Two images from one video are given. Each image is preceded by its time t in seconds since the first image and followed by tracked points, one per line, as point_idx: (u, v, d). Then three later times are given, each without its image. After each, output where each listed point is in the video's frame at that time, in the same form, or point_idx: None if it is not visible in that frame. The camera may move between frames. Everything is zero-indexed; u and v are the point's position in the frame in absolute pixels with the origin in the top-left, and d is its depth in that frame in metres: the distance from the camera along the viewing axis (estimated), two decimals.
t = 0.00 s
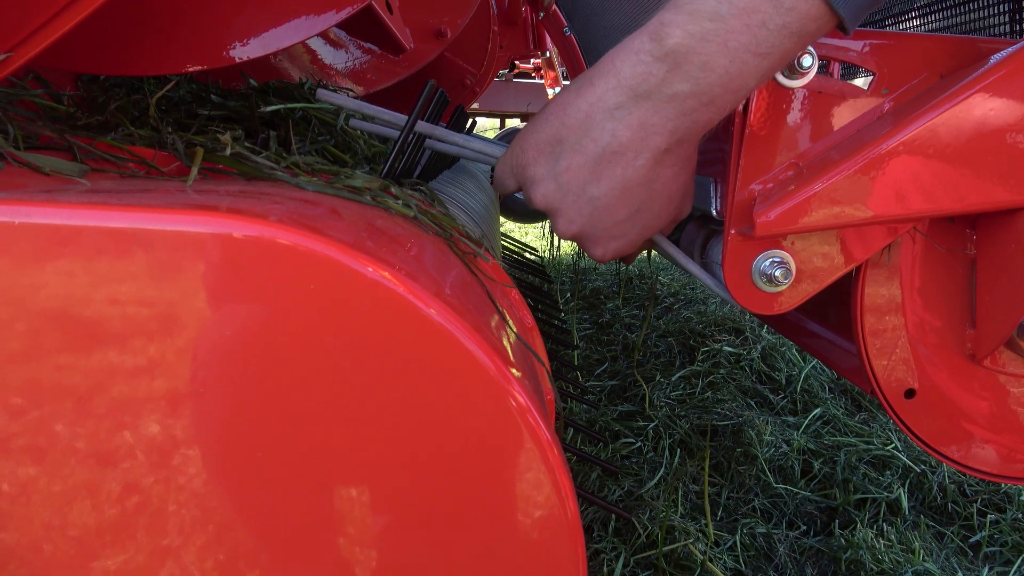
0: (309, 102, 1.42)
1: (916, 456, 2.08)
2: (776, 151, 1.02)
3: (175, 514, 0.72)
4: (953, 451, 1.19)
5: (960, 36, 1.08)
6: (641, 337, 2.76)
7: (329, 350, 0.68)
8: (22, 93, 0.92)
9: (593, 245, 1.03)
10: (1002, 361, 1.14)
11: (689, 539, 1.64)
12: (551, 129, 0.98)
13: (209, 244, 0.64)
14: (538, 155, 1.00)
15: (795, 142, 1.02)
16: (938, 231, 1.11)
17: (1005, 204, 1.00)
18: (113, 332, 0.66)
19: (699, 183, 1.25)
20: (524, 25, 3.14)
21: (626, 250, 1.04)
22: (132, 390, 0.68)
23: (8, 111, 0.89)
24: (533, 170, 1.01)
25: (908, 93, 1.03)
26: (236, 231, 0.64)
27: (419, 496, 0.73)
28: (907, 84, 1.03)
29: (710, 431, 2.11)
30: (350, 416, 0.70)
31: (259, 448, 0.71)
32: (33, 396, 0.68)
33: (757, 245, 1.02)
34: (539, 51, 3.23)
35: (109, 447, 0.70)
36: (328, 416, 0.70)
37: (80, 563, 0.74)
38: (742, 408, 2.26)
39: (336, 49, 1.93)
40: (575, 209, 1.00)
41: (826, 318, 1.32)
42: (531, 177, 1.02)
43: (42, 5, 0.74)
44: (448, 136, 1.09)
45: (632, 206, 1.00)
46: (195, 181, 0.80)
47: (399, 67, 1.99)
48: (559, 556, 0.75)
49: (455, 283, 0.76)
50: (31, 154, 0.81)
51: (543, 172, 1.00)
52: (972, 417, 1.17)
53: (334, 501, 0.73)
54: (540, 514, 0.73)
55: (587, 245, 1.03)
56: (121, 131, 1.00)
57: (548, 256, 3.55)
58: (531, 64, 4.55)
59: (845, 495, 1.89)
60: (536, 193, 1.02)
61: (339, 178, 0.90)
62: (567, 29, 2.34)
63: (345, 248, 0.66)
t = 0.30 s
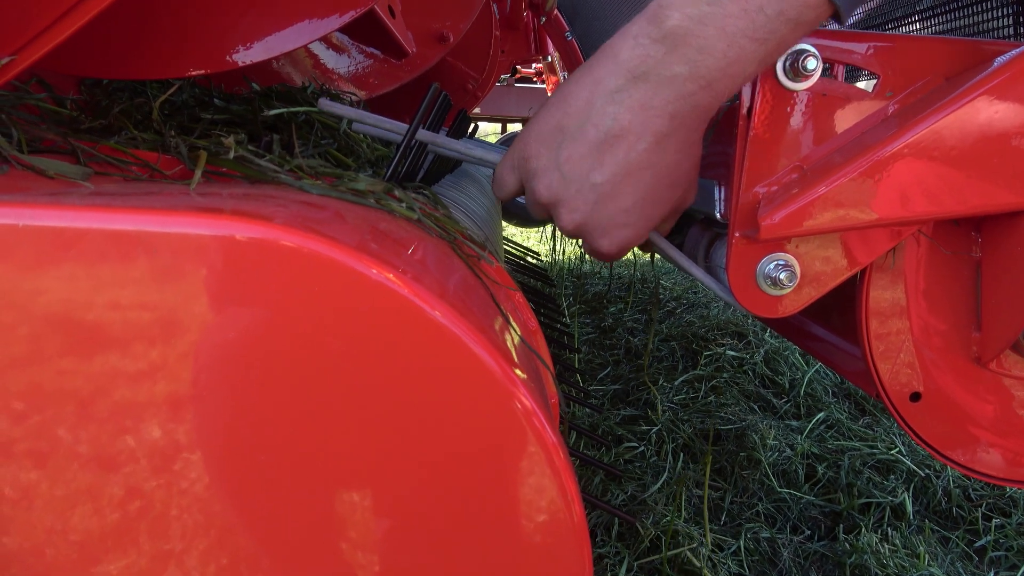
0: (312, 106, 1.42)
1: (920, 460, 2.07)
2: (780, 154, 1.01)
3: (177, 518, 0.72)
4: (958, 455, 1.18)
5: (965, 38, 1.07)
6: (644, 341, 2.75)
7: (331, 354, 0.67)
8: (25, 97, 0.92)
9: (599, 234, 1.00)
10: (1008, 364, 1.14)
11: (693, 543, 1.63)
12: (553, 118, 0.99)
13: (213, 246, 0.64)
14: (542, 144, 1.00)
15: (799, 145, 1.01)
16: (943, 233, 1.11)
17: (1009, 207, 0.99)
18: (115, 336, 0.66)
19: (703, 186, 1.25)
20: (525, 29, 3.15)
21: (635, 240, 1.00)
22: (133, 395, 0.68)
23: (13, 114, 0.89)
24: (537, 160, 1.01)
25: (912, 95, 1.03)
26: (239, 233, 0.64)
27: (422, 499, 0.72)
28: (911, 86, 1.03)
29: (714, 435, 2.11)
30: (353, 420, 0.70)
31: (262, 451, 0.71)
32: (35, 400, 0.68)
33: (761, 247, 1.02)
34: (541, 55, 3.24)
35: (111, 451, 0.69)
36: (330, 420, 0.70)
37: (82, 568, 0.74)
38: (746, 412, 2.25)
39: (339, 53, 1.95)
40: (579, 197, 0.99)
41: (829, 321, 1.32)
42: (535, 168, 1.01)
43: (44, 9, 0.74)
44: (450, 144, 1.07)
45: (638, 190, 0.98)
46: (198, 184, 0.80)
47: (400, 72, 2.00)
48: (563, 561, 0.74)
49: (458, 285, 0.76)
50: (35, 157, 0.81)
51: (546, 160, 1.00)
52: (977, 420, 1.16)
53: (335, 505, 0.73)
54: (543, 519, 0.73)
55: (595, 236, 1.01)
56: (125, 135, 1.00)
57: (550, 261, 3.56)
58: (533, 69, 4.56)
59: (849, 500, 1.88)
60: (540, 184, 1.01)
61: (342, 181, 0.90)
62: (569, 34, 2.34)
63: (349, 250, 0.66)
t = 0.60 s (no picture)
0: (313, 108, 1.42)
1: (921, 464, 2.07)
2: (781, 156, 1.01)
3: (177, 521, 0.72)
4: (959, 458, 1.18)
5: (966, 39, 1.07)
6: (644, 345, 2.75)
7: (332, 356, 0.67)
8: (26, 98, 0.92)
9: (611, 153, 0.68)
10: (1010, 366, 1.14)
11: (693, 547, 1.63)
12: (565, 3, 0.71)
13: (214, 246, 0.64)
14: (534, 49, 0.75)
15: (800, 147, 1.02)
16: (944, 235, 1.10)
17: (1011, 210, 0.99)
18: (116, 339, 0.66)
19: (704, 188, 1.25)
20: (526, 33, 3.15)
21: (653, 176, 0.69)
22: (134, 397, 0.68)
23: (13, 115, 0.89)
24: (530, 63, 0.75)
25: (914, 97, 1.03)
26: (241, 233, 0.64)
27: (423, 502, 0.72)
28: (913, 88, 1.03)
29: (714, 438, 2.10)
30: (354, 422, 0.70)
31: (262, 454, 0.70)
32: (35, 403, 0.67)
33: (764, 249, 1.02)
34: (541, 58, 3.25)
35: (111, 454, 0.69)
36: (331, 422, 0.70)
37: (82, 570, 0.73)
38: (746, 416, 2.25)
39: (340, 57, 1.95)
40: (590, 90, 0.66)
41: (831, 323, 1.32)
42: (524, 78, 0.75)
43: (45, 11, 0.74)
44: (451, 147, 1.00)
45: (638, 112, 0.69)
46: (199, 185, 0.80)
47: (402, 76, 1.99)
48: (564, 564, 0.74)
49: (460, 286, 0.76)
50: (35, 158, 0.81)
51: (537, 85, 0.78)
52: (979, 422, 1.16)
53: (335, 508, 0.73)
54: (544, 521, 0.73)
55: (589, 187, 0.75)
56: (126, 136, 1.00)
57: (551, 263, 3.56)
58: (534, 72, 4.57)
59: (850, 503, 1.88)
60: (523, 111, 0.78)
61: (343, 182, 0.90)
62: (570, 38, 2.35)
63: (351, 250, 0.66)
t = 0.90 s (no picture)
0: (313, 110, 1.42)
1: (921, 468, 2.07)
2: (783, 159, 1.01)
3: (176, 524, 0.71)
4: (961, 462, 1.18)
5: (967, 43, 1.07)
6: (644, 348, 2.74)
7: (332, 357, 0.67)
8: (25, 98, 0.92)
9: None
10: (1012, 371, 1.13)
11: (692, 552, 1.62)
12: None
13: (214, 247, 0.63)
14: None
15: (802, 150, 1.01)
16: (947, 239, 1.10)
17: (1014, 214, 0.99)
18: (115, 341, 0.65)
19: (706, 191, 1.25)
20: (526, 37, 3.16)
21: None
22: (133, 399, 0.67)
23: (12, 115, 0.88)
24: None
25: (917, 100, 1.02)
26: (240, 234, 0.63)
27: (423, 506, 0.72)
28: (916, 91, 1.02)
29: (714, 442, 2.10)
30: (354, 425, 0.69)
31: (261, 457, 0.70)
32: (34, 405, 0.67)
33: (765, 252, 1.02)
34: (541, 62, 3.25)
35: (109, 456, 0.69)
36: (330, 426, 0.69)
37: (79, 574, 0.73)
38: (746, 419, 2.24)
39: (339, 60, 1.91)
40: None
41: (832, 327, 1.32)
42: None
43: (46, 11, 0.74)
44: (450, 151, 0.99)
45: None
46: (199, 186, 0.80)
47: (401, 79, 2.01)
48: (564, 569, 0.73)
49: (460, 288, 0.75)
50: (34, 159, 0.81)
51: None
52: (981, 427, 1.16)
53: (335, 512, 0.72)
54: (545, 525, 0.72)
55: (666, 2, 0.59)
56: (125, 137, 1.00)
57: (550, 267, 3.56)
58: (533, 76, 4.58)
59: (851, 507, 1.87)
60: None
61: (344, 184, 0.90)
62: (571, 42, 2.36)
63: (351, 251, 0.65)
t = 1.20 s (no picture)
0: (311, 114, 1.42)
1: (923, 471, 2.06)
2: (783, 162, 1.01)
3: (174, 531, 0.71)
4: (963, 465, 1.17)
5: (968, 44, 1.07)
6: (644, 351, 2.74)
7: (331, 362, 0.66)
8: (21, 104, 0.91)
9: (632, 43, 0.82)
10: (1015, 373, 1.13)
11: (693, 556, 1.62)
12: None
13: (210, 253, 0.63)
14: None
15: (803, 153, 1.01)
16: (948, 242, 1.10)
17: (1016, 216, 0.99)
18: (114, 348, 0.65)
19: (705, 194, 1.25)
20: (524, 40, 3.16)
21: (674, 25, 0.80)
22: (131, 406, 0.66)
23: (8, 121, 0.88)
24: None
25: (917, 102, 1.02)
26: (237, 241, 0.63)
27: (423, 512, 0.71)
28: (916, 93, 1.02)
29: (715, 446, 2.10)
30: (354, 431, 0.69)
31: (260, 463, 0.69)
32: (32, 412, 0.66)
33: (765, 256, 1.02)
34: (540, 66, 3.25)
35: (108, 463, 0.68)
36: (330, 432, 0.69)
37: None
38: (747, 423, 2.24)
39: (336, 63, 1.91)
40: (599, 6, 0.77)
41: (833, 329, 1.31)
42: None
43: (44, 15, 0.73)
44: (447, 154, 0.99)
45: None
46: (196, 193, 0.79)
47: (398, 82, 2.00)
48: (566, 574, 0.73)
49: (458, 294, 0.75)
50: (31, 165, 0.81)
51: None
52: (983, 430, 1.15)
53: (335, 518, 0.72)
54: (545, 530, 0.71)
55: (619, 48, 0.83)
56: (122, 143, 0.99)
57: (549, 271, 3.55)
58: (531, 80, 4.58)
59: (852, 510, 1.87)
60: None
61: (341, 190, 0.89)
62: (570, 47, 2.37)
63: (348, 258, 0.65)
